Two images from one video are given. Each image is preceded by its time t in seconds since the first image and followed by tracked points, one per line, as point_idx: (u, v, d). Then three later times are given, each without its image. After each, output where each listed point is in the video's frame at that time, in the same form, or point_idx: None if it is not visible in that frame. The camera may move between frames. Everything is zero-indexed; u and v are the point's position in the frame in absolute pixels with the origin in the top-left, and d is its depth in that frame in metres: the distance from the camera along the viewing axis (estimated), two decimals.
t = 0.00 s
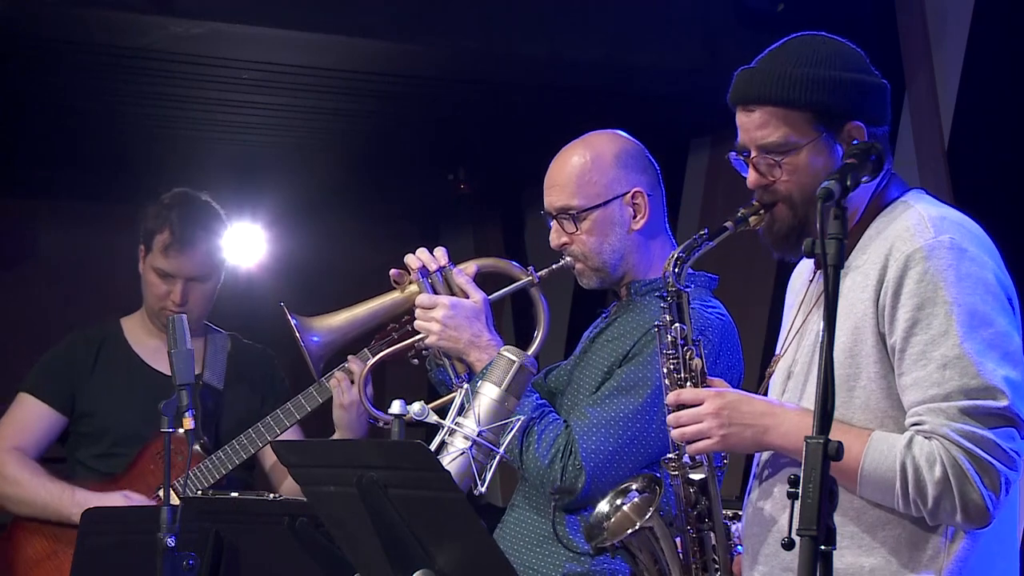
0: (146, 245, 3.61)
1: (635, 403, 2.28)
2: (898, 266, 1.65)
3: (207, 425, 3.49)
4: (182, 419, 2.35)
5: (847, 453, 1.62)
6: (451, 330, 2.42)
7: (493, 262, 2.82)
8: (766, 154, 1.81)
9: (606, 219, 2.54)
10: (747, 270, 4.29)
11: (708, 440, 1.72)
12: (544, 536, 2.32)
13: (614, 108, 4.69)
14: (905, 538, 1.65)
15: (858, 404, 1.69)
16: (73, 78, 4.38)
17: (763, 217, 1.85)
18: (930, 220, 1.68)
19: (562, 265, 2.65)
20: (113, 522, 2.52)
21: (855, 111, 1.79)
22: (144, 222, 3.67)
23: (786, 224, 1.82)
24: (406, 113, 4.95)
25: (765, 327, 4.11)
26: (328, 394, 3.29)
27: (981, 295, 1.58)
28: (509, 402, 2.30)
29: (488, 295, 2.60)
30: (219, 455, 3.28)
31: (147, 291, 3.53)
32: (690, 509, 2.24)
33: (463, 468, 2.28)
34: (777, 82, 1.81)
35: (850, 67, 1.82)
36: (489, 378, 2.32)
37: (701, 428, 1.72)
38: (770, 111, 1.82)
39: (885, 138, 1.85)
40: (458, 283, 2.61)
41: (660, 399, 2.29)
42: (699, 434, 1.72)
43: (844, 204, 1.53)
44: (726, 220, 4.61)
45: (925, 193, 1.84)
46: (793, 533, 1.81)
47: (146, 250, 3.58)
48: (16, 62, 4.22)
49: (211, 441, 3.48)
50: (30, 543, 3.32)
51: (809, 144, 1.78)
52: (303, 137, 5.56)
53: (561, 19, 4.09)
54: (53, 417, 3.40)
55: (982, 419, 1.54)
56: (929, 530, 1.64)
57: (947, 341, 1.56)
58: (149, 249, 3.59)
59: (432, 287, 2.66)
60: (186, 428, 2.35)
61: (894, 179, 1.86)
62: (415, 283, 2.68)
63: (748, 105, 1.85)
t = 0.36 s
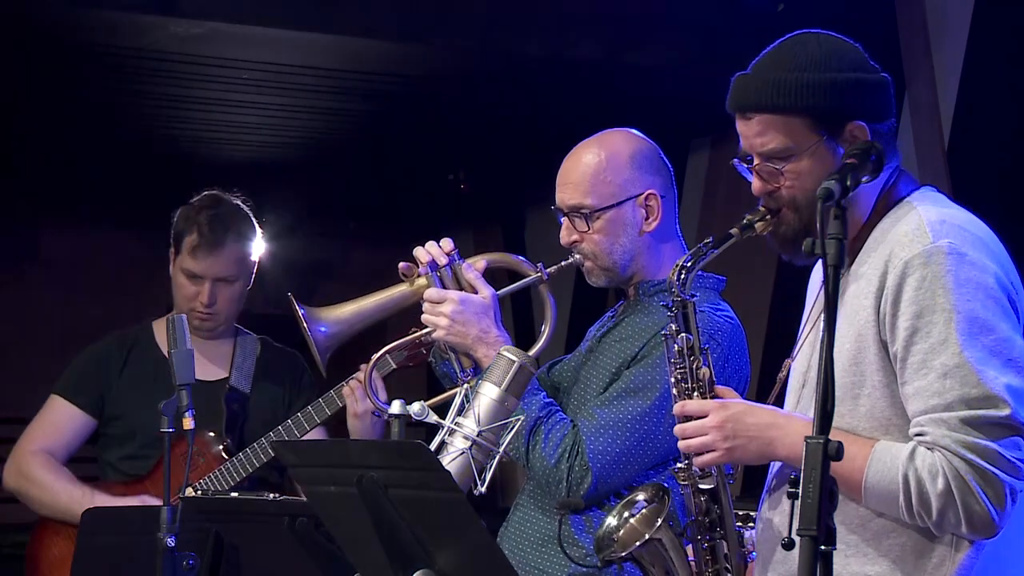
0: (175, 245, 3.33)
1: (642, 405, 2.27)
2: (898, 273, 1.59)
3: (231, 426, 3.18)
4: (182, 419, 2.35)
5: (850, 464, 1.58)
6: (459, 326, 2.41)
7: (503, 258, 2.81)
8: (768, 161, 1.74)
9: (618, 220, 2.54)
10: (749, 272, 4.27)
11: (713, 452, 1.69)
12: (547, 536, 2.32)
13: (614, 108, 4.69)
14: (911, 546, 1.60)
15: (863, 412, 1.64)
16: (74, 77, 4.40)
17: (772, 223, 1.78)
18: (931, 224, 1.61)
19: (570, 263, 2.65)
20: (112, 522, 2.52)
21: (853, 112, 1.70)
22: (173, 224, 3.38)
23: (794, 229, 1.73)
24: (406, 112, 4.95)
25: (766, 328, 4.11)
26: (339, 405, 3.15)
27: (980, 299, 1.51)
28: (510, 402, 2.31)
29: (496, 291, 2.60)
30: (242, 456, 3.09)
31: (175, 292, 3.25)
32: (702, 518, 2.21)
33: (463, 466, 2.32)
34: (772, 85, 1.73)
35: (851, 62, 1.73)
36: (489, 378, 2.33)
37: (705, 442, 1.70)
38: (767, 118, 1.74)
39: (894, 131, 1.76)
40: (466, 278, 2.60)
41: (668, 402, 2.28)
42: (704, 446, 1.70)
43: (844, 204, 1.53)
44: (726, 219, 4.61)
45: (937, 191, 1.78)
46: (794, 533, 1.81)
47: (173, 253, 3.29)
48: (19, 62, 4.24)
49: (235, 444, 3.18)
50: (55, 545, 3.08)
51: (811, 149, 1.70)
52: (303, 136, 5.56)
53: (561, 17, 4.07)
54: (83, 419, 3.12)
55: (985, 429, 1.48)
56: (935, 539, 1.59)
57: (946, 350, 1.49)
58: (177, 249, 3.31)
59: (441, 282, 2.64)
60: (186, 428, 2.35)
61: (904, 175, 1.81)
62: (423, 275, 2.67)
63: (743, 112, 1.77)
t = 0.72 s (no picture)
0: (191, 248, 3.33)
1: (650, 406, 2.28)
2: (903, 274, 1.58)
3: (248, 428, 3.15)
4: (182, 419, 2.35)
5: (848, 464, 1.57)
6: (468, 323, 2.40)
7: (509, 255, 2.81)
8: (788, 156, 1.71)
9: (628, 220, 2.54)
10: (749, 272, 4.27)
11: (716, 444, 1.68)
12: (551, 536, 2.33)
13: (613, 108, 4.68)
14: (906, 551, 1.60)
15: (864, 413, 1.64)
16: (71, 77, 4.40)
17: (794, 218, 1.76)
18: (941, 225, 1.58)
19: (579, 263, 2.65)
20: (114, 522, 2.51)
21: (875, 108, 1.67)
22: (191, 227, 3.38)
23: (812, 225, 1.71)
24: (404, 112, 4.96)
25: (766, 328, 4.10)
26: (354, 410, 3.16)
27: (985, 303, 1.49)
28: (509, 402, 2.32)
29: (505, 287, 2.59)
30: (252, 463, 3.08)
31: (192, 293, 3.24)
32: (706, 512, 2.20)
33: (464, 467, 2.30)
34: (795, 79, 1.69)
35: (880, 58, 1.70)
36: (489, 377, 2.34)
37: (709, 434, 1.68)
38: (787, 113, 1.71)
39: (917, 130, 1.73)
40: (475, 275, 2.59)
41: (676, 403, 2.30)
42: (708, 438, 1.68)
43: (844, 204, 1.52)
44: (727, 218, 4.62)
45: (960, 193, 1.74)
46: (793, 533, 1.81)
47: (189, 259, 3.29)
48: (18, 62, 4.25)
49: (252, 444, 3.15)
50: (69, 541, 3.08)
51: (830, 147, 1.67)
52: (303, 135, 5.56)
53: (560, 17, 4.06)
54: (103, 418, 3.08)
55: (984, 435, 1.47)
56: (931, 544, 1.59)
57: (948, 352, 1.49)
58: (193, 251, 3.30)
59: (450, 278, 2.63)
60: (187, 428, 2.35)
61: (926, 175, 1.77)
62: (432, 272, 2.66)
63: (764, 106, 1.74)
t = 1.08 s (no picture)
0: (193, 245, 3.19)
1: (654, 409, 2.29)
2: (909, 280, 1.57)
3: (259, 439, 3.03)
4: (182, 419, 2.35)
5: (855, 469, 1.58)
6: (472, 327, 2.43)
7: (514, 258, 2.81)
8: (794, 160, 1.71)
9: (632, 222, 2.53)
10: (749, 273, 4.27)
11: (723, 450, 1.67)
12: (554, 537, 2.34)
13: (613, 108, 4.68)
14: (911, 556, 1.60)
15: (870, 418, 1.63)
16: (70, 77, 4.40)
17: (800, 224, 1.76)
18: (947, 229, 1.57)
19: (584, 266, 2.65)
20: (113, 522, 2.50)
21: (882, 109, 1.66)
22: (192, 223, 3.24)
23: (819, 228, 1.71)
24: (404, 112, 4.95)
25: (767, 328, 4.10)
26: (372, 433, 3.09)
27: (992, 308, 1.48)
28: (509, 402, 2.32)
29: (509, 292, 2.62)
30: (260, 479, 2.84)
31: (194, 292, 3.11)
32: (715, 516, 2.20)
33: (464, 467, 2.27)
34: (798, 83, 1.70)
35: (887, 58, 1.70)
36: (488, 378, 2.35)
37: (716, 441, 1.67)
38: (792, 117, 1.71)
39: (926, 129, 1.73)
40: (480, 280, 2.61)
41: (682, 404, 2.31)
42: (715, 444, 1.68)
43: (844, 204, 1.52)
44: (727, 217, 4.61)
45: (971, 194, 1.74)
46: (793, 534, 1.81)
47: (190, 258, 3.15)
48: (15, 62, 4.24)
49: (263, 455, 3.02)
50: (66, 538, 2.91)
51: (836, 150, 1.67)
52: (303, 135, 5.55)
53: (562, 18, 4.06)
54: (111, 406, 2.94)
55: (991, 443, 1.46)
56: (936, 549, 1.59)
57: (954, 359, 1.48)
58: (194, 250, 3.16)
59: (454, 282, 2.64)
60: (187, 428, 2.35)
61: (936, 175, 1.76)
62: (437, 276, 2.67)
63: (770, 111, 1.74)
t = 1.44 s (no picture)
0: (164, 240, 3.41)
1: (657, 411, 2.29)
2: (915, 281, 1.57)
3: (228, 435, 3.32)
4: (182, 419, 2.35)
5: (861, 471, 1.57)
6: (476, 333, 2.44)
7: (520, 263, 2.82)
8: (801, 160, 1.72)
9: (633, 225, 2.53)
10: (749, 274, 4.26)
11: (729, 452, 1.68)
12: (559, 538, 2.34)
13: (613, 108, 4.68)
14: (916, 558, 1.60)
15: (876, 419, 1.63)
16: (70, 77, 4.39)
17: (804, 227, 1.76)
18: (954, 230, 1.57)
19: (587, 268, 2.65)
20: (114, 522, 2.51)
21: (889, 109, 1.66)
22: (160, 216, 3.45)
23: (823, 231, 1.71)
24: (404, 112, 4.95)
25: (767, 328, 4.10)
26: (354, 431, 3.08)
27: (999, 310, 1.48)
28: (509, 401, 2.37)
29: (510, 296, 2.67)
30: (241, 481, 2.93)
31: (169, 288, 3.34)
32: (722, 517, 2.20)
33: (464, 466, 2.33)
34: (804, 82, 1.70)
35: (896, 57, 1.70)
36: (489, 378, 2.39)
37: (722, 442, 1.68)
38: (798, 117, 1.71)
39: (933, 128, 1.73)
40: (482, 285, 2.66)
41: (685, 406, 2.30)
42: (721, 446, 1.68)
43: (844, 204, 1.52)
44: (726, 218, 4.61)
45: (978, 194, 1.73)
46: (793, 533, 1.81)
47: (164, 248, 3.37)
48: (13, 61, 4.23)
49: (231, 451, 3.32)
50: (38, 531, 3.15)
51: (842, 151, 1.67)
52: (303, 134, 5.55)
53: (562, 19, 4.06)
54: (72, 407, 3.23)
55: (997, 445, 1.46)
56: (942, 551, 1.59)
57: (960, 361, 1.48)
58: (167, 245, 3.38)
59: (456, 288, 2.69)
60: (187, 428, 2.35)
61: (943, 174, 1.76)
62: (439, 282, 2.71)
63: (776, 111, 1.74)
